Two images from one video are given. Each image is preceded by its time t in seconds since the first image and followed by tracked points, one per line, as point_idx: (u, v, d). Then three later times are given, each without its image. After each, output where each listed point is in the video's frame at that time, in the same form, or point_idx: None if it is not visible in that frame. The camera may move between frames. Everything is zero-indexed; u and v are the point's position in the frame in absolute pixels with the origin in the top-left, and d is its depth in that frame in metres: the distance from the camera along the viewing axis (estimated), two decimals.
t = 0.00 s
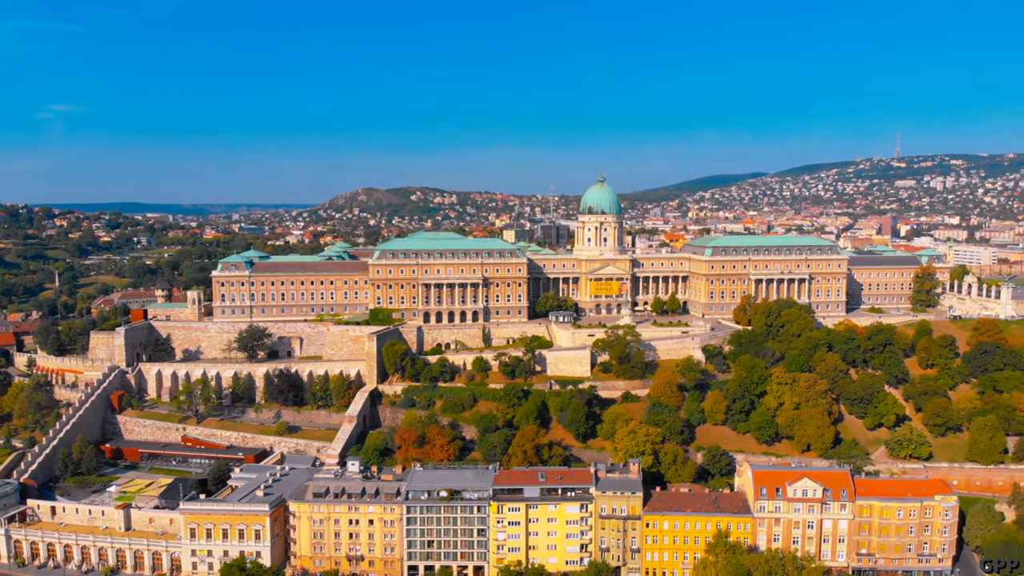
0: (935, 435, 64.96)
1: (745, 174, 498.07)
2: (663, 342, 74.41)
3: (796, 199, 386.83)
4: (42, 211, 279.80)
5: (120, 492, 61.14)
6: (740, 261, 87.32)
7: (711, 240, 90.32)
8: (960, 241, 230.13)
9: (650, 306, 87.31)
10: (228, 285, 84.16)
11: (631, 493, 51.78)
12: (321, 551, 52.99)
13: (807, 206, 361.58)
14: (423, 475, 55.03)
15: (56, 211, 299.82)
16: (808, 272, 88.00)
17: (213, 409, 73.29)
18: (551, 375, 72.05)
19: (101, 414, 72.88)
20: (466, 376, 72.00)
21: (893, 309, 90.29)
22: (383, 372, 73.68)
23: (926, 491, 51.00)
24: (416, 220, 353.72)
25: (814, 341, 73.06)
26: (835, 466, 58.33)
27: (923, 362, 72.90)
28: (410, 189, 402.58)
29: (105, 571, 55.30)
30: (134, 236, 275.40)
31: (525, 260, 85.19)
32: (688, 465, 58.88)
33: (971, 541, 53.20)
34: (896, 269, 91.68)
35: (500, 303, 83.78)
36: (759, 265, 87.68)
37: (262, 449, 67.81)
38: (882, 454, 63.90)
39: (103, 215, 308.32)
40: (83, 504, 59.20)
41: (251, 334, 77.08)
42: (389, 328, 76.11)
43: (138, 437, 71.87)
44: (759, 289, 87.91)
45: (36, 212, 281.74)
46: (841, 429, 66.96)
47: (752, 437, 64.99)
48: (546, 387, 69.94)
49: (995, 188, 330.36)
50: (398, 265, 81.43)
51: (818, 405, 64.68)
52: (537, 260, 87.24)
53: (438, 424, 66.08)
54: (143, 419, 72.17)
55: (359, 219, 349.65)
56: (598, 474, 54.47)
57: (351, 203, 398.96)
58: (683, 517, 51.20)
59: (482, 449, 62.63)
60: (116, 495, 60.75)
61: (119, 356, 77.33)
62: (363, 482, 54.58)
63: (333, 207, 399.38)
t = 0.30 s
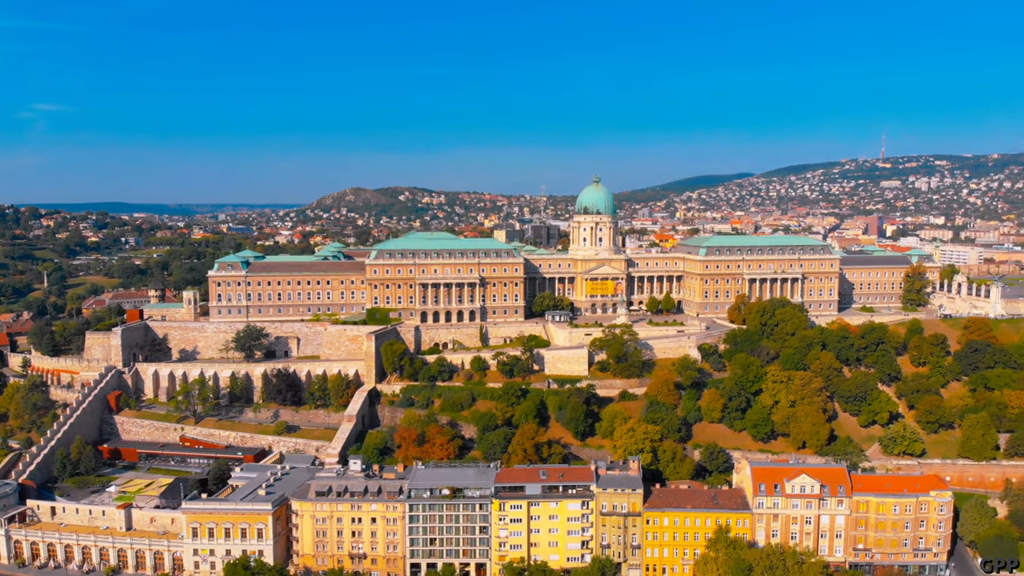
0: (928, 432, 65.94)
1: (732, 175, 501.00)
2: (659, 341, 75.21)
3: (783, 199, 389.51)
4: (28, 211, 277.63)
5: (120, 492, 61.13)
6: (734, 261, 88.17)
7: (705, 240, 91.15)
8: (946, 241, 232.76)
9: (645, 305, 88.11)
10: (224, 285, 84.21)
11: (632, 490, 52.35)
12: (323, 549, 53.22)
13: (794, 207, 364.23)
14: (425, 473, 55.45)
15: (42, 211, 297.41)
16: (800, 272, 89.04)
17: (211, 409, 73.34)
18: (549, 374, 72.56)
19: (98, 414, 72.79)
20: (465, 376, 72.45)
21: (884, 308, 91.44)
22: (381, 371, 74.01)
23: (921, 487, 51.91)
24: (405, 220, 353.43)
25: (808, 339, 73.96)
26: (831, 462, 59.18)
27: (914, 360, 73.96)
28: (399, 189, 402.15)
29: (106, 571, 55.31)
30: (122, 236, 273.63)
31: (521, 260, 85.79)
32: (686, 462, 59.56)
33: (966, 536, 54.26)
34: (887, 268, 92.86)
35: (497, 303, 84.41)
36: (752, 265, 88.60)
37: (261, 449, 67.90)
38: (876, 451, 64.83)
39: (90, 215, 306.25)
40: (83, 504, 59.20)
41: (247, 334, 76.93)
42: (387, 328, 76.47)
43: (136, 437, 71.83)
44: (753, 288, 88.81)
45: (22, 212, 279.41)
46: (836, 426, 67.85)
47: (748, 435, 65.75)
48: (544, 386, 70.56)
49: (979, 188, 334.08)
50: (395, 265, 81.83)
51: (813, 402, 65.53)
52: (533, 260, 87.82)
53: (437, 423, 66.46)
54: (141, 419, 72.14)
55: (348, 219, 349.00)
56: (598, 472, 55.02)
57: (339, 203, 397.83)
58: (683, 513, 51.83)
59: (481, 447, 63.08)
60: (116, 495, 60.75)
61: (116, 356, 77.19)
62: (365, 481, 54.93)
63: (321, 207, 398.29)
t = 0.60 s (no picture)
0: (922, 429, 66.84)
1: (721, 175, 503.38)
2: (656, 340, 75.88)
3: (771, 200, 391.77)
4: (16, 211, 275.59)
5: (120, 492, 61.13)
6: (729, 260, 88.93)
7: (700, 240, 91.88)
8: (933, 241, 234.98)
9: (642, 305, 88.62)
10: (222, 285, 84.26)
11: (632, 488, 52.85)
12: (326, 548, 53.46)
13: (783, 207, 366.38)
14: (427, 472, 55.86)
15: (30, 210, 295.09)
16: (795, 271, 89.93)
17: (209, 409, 73.39)
18: (547, 373, 72.99)
19: (96, 414, 72.71)
20: (463, 375, 72.81)
21: (877, 307, 92.43)
22: (380, 370, 74.27)
23: (917, 483, 52.69)
24: (395, 220, 352.92)
25: (804, 338, 74.74)
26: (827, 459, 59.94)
27: (908, 359, 74.87)
28: (390, 189, 401.66)
29: (108, 571, 55.33)
30: (112, 236, 272.28)
31: (518, 260, 86.26)
32: (685, 460, 60.11)
33: (960, 531, 55.16)
34: (879, 268, 93.88)
35: (495, 303, 84.81)
36: (747, 265, 89.38)
37: (260, 449, 67.99)
38: (871, 448, 65.69)
39: (79, 216, 304.23)
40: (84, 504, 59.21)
41: (246, 334, 77.15)
42: (386, 327, 76.77)
43: (135, 437, 71.78)
44: (748, 288, 89.62)
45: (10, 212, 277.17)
46: (831, 424, 68.61)
47: (745, 433, 66.38)
48: (542, 385, 71.02)
49: (966, 189, 337.22)
50: (393, 265, 82.12)
51: (809, 401, 66.26)
52: (530, 260, 88.31)
53: (437, 422, 66.77)
54: (139, 420, 72.11)
55: (339, 220, 348.11)
56: (599, 469, 55.47)
57: (328, 203, 396.90)
58: (683, 510, 52.39)
59: (481, 446, 63.48)
60: (117, 495, 60.77)
61: (113, 356, 77.10)
62: (367, 479, 55.24)
63: (312, 207, 397.19)
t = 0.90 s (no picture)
0: (915, 426, 67.80)
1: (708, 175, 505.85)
2: (653, 339, 76.60)
3: (759, 200, 394.19)
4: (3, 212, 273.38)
5: (121, 492, 61.13)
6: (723, 260, 89.77)
7: (694, 240, 92.69)
8: (920, 241, 237.41)
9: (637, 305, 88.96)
10: (219, 285, 84.27)
11: (634, 485, 53.36)
12: (329, 546, 53.78)
13: (771, 207, 368.78)
14: (429, 470, 56.31)
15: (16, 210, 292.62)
16: (788, 271, 90.91)
17: (208, 409, 73.41)
18: (545, 372, 73.48)
19: (94, 415, 72.61)
20: (462, 374, 73.22)
21: (869, 306, 93.54)
22: (379, 370, 74.56)
23: (913, 479, 53.57)
24: (385, 220, 352.43)
25: (798, 337, 75.61)
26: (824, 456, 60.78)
27: (901, 357, 75.89)
28: (379, 189, 401.10)
29: (110, 571, 55.36)
30: (100, 237, 270.79)
31: (515, 260, 86.78)
32: (683, 457, 60.73)
33: (955, 527, 56.10)
34: (871, 267, 95.03)
35: (492, 302, 85.26)
36: (741, 264, 90.26)
37: (259, 448, 68.08)
38: (865, 445, 66.62)
39: (66, 216, 302.13)
40: (85, 504, 59.21)
41: (245, 334, 77.31)
42: (385, 327, 77.08)
43: (133, 438, 71.73)
44: (742, 287, 90.50)
45: None
46: (826, 422, 69.47)
47: (742, 430, 67.06)
48: (541, 384, 71.57)
49: (951, 189, 340.55)
50: (391, 265, 82.43)
51: (804, 398, 67.07)
52: (527, 260, 88.85)
53: (437, 421, 67.11)
54: (138, 420, 72.07)
55: (328, 220, 347.16)
56: (600, 467, 55.94)
57: (316, 203, 395.83)
58: (684, 507, 53.00)
59: (481, 444, 63.92)
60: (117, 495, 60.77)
61: (110, 357, 77.00)
62: (370, 478, 55.55)
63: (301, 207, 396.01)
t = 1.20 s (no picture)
0: (908, 423, 68.70)
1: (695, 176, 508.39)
2: (649, 338, 77.29)
3: (746, 200, 396.51)
4: None
5: (121, 493, 61.11)
6: (717, 259, 90.61)
7: (689, 240, 93.48)
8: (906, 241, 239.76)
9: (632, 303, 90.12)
10: (215, 285, 84.22)
11: (634, 482, 53.90)
12: (332, 545, 54.03)
13: (758, 207, 371.02)
14: (431, 469, 56.62)
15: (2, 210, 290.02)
16: (781, 270, 91.85)
17: (206, 409, 73.44)
18: (543, 371, 74.04)
19: (91, 415, 72.46)
20: (460, 373, 73.63)
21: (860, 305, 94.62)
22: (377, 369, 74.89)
23: (908, 475, 54.41)
24: (374, 220, 351.80)
25: (793, 335, 76.47)
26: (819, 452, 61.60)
27: (893, 355, 76.88)
28: (368, 189, 400.44)
29: (112, 571, 55.35)
30: (88, 237, 268.96)
31: (512, 260, 87.26)
32: (681, 454, 61.41)
33: (949, 521, 57.08)
34: (862, 267, 96.17)
35: (489, 302, 85.69)
36: (735, 264, 91.16)
37: (258, 448, 68.17)
38: (859, 442, 67.49)
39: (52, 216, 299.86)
40: (85, 504, 59.11)
41: (242, 334, 77.43)
42: (383, 326, 77.36)
43: (131, 438, 71.66)
44: (736, 286, 91.37)
45: None
46: (821, 419, 70.31)
47: (738, 428, 67.78)
48: (539, 382, 72.18)
49: (936, 189, 343.95)
50: (388, 265, 82.72)
51: (799, 396, 67.90)
52: (523, 259, 89.37)
53: (436, 420, 67.48)
54: (135, 420, 72.00)
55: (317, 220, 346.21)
56: (600, 464, 56.43)
57: (304, 203, 394.56)
58: (683, 503, 53.66)
59: (481, 443, 64.39)
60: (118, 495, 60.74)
61: (107, 357, 76.88)
62: (372, 477, 55.83)
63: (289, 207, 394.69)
